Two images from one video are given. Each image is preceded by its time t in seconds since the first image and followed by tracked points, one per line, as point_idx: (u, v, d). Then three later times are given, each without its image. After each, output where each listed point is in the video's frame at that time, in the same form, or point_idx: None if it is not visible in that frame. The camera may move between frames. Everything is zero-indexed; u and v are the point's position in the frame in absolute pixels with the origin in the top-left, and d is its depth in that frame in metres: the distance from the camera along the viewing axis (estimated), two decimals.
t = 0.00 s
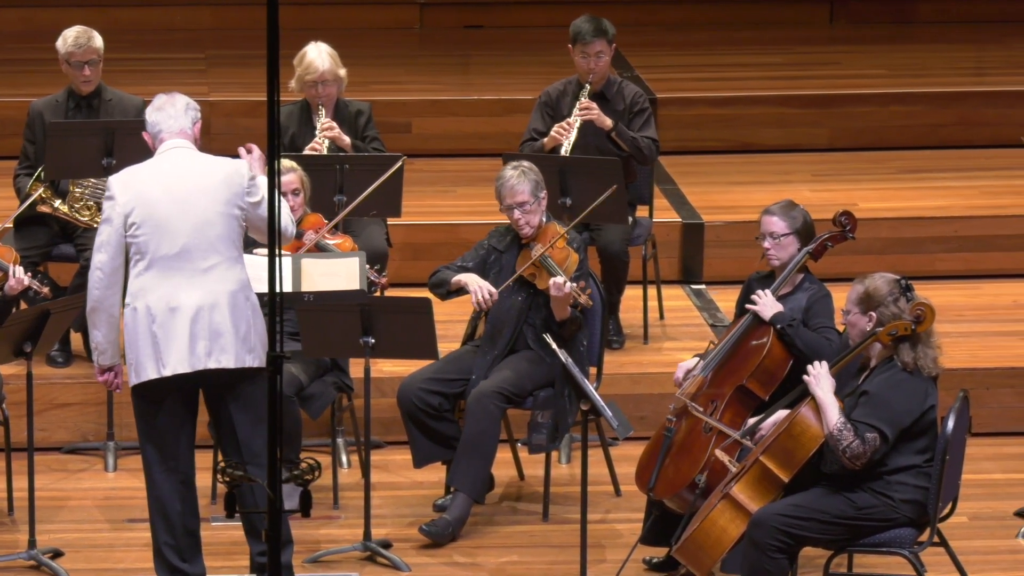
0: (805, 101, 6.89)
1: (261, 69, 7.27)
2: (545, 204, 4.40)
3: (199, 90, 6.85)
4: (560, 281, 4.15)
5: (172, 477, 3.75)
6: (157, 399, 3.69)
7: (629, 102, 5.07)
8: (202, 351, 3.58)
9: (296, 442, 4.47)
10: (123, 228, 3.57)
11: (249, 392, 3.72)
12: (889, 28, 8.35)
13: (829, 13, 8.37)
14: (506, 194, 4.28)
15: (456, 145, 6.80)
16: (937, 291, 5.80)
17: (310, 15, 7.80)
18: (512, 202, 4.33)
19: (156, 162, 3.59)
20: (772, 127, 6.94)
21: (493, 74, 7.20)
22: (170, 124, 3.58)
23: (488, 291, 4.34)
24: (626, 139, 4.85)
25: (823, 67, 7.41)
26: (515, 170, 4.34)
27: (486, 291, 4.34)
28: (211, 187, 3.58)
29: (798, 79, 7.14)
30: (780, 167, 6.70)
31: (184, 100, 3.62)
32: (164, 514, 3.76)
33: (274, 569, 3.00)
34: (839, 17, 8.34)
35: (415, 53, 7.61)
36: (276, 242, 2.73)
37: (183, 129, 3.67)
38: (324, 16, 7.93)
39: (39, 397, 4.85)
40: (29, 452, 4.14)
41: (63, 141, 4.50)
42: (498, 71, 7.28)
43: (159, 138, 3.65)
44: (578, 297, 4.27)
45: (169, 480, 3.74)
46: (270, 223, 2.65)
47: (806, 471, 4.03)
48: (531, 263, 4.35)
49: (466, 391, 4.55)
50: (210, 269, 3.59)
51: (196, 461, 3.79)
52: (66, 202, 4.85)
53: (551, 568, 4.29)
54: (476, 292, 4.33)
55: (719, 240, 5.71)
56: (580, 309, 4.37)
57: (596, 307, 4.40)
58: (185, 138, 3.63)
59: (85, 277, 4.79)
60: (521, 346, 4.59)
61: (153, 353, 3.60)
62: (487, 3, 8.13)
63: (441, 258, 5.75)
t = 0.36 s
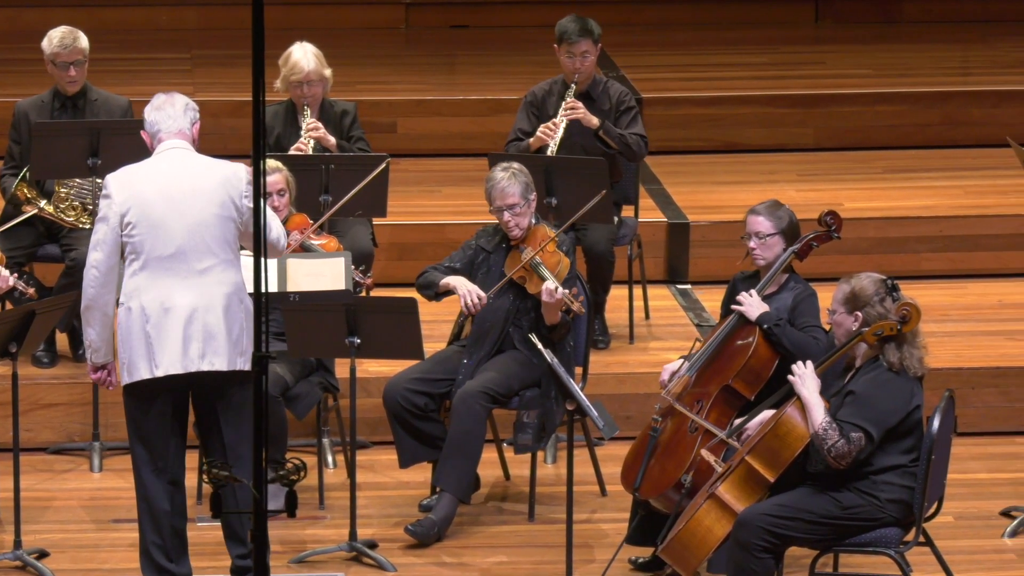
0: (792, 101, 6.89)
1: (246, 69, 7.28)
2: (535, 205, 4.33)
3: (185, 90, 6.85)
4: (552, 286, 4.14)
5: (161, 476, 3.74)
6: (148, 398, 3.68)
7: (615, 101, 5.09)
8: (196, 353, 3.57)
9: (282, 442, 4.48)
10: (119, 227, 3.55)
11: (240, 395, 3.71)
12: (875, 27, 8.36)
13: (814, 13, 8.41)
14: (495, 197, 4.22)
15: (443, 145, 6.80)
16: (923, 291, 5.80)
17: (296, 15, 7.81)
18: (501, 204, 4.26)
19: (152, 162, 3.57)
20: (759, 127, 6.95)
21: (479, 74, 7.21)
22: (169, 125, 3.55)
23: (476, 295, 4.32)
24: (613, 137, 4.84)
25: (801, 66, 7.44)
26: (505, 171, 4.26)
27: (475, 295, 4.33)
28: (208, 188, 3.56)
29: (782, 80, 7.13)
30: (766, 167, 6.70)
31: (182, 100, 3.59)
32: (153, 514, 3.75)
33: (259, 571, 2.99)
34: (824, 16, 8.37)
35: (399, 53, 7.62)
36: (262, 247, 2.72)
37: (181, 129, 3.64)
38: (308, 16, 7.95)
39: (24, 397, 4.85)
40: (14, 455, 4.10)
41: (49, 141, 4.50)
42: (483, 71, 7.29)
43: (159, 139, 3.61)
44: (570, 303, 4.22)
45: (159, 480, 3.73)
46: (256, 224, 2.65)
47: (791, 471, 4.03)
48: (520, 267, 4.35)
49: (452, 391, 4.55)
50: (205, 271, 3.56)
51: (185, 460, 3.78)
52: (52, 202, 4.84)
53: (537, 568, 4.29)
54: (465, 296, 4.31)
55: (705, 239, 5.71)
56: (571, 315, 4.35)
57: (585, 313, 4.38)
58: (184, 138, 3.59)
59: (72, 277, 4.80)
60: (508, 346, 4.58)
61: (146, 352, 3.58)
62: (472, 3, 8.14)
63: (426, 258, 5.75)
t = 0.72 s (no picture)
0: (779, 101, 6.90)
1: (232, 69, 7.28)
2: (522, 207, 4.29)
3: (171, 90, 6.86)
4: (541, 291, 4.12)
5: (160, 475, 3.72)
6: (153, 396, 3.67)
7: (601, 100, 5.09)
8: (205, 351, 3.56)
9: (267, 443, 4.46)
10: (129, 224, 3.53)
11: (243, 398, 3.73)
12: (861, 27, 8.37)
13: (800, 13, 8.43)
14: (483, 199, 4.18)
15: (428, 145, 6.81)
16: (908, 291, 5.81)
17: (281, 15, 7.82)
18: (489, 206, 4.22)
19: (163, 159, 3.54)
20: (746, 127, 6.96)
21: (465, 74, 7.21)
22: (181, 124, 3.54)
23: (463, 295, 4.29)
24: (601, 135, 4.85)
25: (787, 66, 7.46)
26: (493, 173, 4.23)
27: (463, 296, 4.29)
28: (219, 186, 3.54)
29: (768, 79, 7.15)
30: (751, 167, 6.71)
31: (195, 99, 3.60)
32: (147, 513, 3.74)
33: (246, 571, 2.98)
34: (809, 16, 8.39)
35: (385, 53, 7.63)
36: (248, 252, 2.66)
37: (191, 129, 3.64)
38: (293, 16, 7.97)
39: (10, 398, 4.85)
40: None
41: (34, 141, 4.50)
42: (468, 71, 7.29)
43: (169, 137, 3.61)
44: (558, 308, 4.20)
45: (156, 478, 3.72)
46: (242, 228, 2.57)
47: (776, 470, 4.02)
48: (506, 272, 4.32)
49: (438, 391, 4.55)
50: (216, 269, 3.55)
51: (184, 460, 3.77)
52: (37, 202, 4.85)
53: (522, 568, 4.29)
54: (453, 297, 4.27)
55: (690, 239, 5.71)
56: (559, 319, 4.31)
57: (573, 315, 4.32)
58: (195, 137, 3.59)
59: (58, 277, 4.82)
60: (494, 347, 4.58)
61: (153, 349, 3.57)
62: (459, 3, 8.15)
63: (411, 258, 5.76)
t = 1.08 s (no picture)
0: (760, 101, 6.92)
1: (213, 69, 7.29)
2: (504, 208, 4.29)
3: (153, 90, 6.87)
4: (524, 291, 4.11)
5: (155, 473, 3.69)
6: (153, 392, 3.62)
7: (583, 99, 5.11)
8: (208, 350, 3.52)
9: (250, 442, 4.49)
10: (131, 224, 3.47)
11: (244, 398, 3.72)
12: (842, 27, 8.41)
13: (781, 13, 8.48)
14: (463, 200, 4.18)
15: (411, 145, 6.82)
16: (890, 290, 5.81)
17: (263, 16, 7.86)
18: (470, 207, 4.22)
19: (162, 160, 3.50)
20: (727, 126, 6.97)
21: (446, 74, 7.23)
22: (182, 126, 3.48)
23: (446, 299, 4.29)
24: (585, 134, 4.88)
25: (769, 66, 7.48)
26: (474, 173, 4.23)
27: (445, 298, 4.30)
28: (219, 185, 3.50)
29: (749, 80, 7.18)
30: (732, 166, 6.72)
31: (196, 100, 3.52)
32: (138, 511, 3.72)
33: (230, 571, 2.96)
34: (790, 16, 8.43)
35: (367, 54, 7.65)
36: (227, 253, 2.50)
37: (192, 128, 3.57)
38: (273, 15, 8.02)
39: None
40: None
41: (15, 141, 4.50)
42: (450, 71, 7.31)
43: (169, 136, 3.55)
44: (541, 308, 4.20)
45: (150, 476, 3.68)
46: (224, 234, 2.45)
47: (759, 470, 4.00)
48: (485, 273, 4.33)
49: (420, 391, 4.54)
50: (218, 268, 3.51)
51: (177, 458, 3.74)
52: (18, 202, 4.88)
53: (504, 567, 4.29)
54: (434, 300, 4.28)
55: (672, 239, 5.72)
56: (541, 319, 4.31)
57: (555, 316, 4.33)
58: (196, 138, 3.54)
59: (39, 277, 4.83)
60: (476, 346, 4.57)
61: (156, 349, 3.52)
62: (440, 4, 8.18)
63: (392, 257, 5.76)
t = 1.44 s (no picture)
0: (739, 101, 6.95)
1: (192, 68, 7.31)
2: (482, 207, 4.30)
3: (133, 90, 6.87)
4: (500, 290, 4.11)
5: (139, 468, 3.68)
6: (144, 390, 3.61)
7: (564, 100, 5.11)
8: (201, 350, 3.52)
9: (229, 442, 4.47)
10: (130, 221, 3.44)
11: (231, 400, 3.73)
12: (820, 28, 8.44)
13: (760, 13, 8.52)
14: (440, 200, 4.19)
15: (392, 145, 6.82)
16: (869, 289, 5.82)
17: (243, 16, 7.98)
18: (447, 206, 4.23)
19: (162, 159, 3.49)
20: (708, 126, 6.99)
21: (426, 73, 7.24)
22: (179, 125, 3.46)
23: (425, 296, 4.26)
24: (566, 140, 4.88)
25: (749, 66, 7.50)
26: (451, 173, 4.23)
27: (424, 296, 4.26)
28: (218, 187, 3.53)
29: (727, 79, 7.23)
30: (710, 166, 6.74)
31: (196, 100, 3.50)
32: (118, 506, 3.71)
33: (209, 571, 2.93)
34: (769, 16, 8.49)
35: (345, 55, 7.67)
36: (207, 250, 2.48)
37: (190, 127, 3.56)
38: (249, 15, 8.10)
39: None
40: None
41: None
42: (430, 71, 7.33)
43: (168, 136, 3.53)
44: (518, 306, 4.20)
45: (133, 472, 3.68)
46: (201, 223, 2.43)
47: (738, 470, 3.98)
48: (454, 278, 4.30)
49: (400, 391, 4.54)
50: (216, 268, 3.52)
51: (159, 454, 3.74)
52: None
53: (484, 567, 4.29)
54: (412, 297, 4.26)
55: (652, 239, 5.73)
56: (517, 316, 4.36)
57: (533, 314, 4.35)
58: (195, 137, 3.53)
59: (18, 277, 4.86)
60: (456, 346, 4.57)
61: (150, 348, 3.49)
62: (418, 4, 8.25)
63: (372, 257, 5.77)
